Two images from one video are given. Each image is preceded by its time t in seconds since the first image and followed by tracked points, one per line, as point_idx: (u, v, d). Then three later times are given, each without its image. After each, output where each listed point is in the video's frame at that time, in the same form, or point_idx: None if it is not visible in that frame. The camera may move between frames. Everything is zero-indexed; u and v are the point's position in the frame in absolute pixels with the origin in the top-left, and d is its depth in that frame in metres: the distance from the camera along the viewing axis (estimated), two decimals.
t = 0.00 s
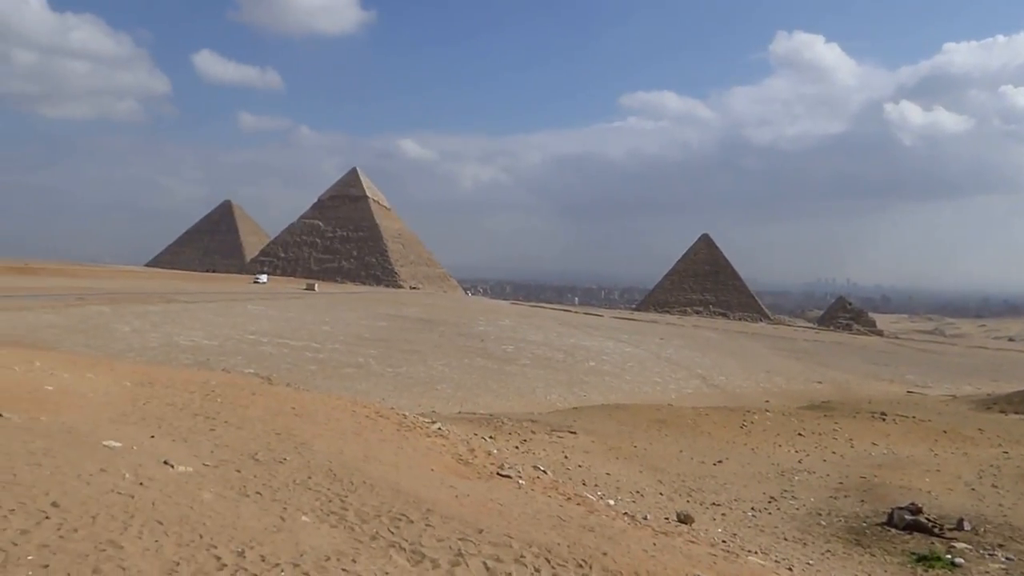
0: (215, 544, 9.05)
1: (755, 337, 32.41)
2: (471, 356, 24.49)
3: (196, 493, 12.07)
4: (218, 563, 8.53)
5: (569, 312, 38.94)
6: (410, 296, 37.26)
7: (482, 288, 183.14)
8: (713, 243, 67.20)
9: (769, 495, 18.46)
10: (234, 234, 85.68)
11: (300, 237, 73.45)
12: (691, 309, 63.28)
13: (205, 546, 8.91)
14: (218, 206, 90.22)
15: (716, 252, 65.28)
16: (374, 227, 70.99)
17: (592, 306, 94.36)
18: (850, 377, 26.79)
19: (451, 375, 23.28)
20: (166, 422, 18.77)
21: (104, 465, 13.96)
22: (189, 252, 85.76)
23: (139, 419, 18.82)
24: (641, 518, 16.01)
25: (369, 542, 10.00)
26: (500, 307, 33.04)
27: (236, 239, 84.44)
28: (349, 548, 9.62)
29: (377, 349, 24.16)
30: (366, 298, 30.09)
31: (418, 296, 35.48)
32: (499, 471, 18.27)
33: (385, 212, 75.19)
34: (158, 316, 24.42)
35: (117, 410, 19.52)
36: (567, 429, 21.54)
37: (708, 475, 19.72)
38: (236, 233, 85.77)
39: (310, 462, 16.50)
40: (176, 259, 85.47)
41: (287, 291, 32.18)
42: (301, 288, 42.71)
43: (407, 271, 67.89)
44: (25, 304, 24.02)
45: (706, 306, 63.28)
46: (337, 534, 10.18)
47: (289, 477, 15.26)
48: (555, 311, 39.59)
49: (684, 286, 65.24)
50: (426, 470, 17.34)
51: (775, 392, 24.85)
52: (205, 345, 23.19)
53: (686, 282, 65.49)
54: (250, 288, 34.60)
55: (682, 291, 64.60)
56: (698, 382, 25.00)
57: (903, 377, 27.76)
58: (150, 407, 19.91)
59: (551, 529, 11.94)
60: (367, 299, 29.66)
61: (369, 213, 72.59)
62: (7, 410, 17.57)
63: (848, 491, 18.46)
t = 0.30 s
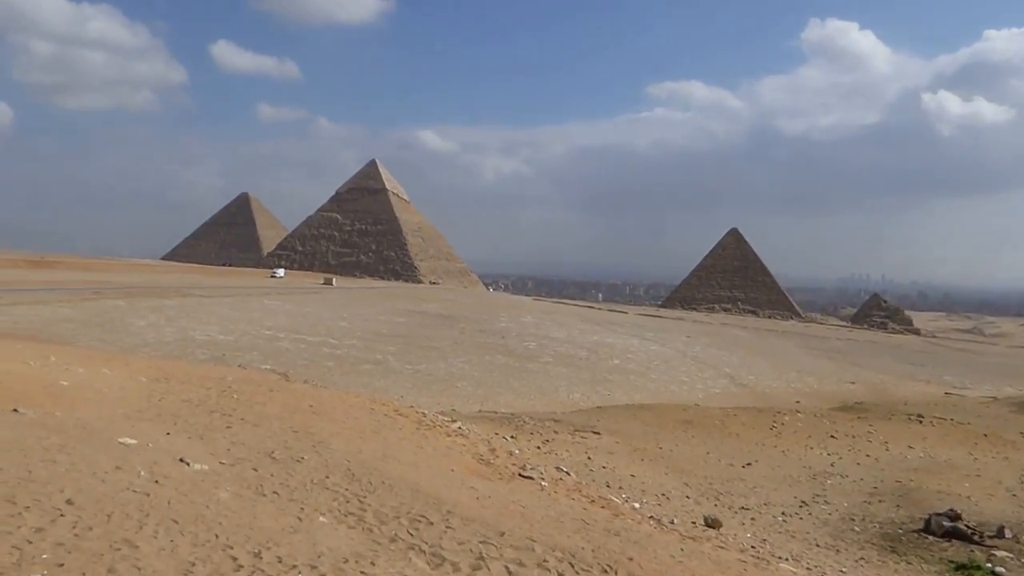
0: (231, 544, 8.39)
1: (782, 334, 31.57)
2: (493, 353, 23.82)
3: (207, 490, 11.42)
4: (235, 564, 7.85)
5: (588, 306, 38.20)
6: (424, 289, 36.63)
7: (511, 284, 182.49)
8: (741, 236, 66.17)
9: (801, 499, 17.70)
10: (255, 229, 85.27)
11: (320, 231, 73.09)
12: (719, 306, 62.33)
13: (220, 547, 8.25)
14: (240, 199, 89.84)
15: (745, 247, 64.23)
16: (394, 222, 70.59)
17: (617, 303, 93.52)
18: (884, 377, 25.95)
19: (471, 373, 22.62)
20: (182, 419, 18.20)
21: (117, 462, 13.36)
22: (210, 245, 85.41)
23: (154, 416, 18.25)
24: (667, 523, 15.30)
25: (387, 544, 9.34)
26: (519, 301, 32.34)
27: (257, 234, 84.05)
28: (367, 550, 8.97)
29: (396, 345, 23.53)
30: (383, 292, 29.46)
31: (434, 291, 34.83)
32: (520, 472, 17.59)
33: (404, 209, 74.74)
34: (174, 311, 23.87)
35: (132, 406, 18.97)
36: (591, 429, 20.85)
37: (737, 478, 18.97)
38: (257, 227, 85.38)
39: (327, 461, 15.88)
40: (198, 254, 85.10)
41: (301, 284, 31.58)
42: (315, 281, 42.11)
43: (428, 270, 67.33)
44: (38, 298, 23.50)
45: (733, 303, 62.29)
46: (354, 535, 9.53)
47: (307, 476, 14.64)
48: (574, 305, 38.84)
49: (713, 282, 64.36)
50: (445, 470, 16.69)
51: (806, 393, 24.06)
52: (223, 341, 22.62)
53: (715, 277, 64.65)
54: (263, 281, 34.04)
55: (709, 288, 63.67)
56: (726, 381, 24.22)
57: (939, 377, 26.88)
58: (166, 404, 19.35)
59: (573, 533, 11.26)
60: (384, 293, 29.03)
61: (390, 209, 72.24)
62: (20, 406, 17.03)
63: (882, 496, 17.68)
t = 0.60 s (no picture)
0: (243, 567, 6.66)
1: (833, 340, 29.60)
2: (527, 358, 22.03)
3: (215, 504, 9.74)
4: None
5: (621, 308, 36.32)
6: (449, 290, 34.89)
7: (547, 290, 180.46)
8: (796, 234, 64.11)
9: (861, 521, 15.78)
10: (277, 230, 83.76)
11: (346, 231, 71.76)
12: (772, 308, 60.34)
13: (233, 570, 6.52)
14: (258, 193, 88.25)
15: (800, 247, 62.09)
16: (419, 215, 68.83)
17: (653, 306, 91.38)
18: (950, 388, 23.93)
19: (503, 382, 20.84)
20: (191, 430, 16.52)
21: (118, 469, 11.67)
22: (231, 244, 83.87)
23: (160, 426, 16.56)
24: (715, 546, 13.42)
25: (414, 568, 7.59)
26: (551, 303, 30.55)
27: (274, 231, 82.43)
28: None
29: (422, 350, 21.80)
30: (407, 293, 27.73)
31: (459, 291, 33.04)
32: (555, 488, 15.79)
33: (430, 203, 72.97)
34: (184, 312, 22.23)
35: (137, 416, 17.31)
36: (631, 443, 19.01)
37: (791, 497, 17.07)
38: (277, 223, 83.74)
39: (347, 475, 14.12)
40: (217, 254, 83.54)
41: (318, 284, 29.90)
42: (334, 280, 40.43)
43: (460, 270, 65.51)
44: (38, 298, 21.93)
45: (788, 304, 60.27)
46: (376, 558, 7.79)
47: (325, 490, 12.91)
48: (609, 306, 36.93)
49: (763, 283, 62.11)
50: (473, 487, 14.91)
51: (866, 404, 22.10)
52: (236, 346, 20.95)
53: (767, 278, 62.45)
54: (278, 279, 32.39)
55: (762, 289, 61.63)
56: (779, 391, 22.30)
57: (1009, 388, 24.82)
58: (174, 414, 17.68)
59: (616, 556, 9.47)
60: (408, 294, 27.31)
61: (415, 203, 70.56)
62: (17, 415, 15.37)
63: (952, 518, 15.73)
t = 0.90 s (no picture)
0: None
1: (902, 353, 26.93)
2: (569, 373, 19.50)
3: (227, 542, 7.29)
4: None
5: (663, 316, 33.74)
6: (476, 296, 32.39)
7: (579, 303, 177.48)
8: (876, 235, 61.29)
9: (951, 560, 13.08)
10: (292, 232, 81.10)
11: (366, 229, 69.13)
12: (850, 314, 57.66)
13: None
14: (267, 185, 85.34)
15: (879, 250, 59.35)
16: (446, 212, 66.15)
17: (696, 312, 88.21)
18: None
19: (544, 400, 18.29)
20: (191, 455, 13.96)
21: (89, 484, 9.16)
22: (243, 242, 81.02)
23: (155, 451, 14.03)
24: None
25: None
26: (590, 311, 27.99)
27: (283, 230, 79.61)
28: None
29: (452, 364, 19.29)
30: (434, 299, 25.24)
31: (488, 298, 30.54)
32: (602, 521, 13.20)
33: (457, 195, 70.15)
34: (182, 321, 19.80)
35: (129, 438, 14.79)
36: (689, 470, 16.39)
37: (870, 532, 14.40)
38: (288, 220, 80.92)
39: (368, 505, 11.52)
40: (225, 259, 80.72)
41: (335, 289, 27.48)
42: (354, 285, 38.04)
43: (497, 273, 62.75)
44: (19, 304, 19.58)
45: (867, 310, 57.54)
46: None
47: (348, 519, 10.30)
48: (650, 315, 34.36)
49: (840, 289, 59.47)
50: (509, 520, 12.29)
51: (957, 427, 19.40)
52: (242, 359, 18.49)
53: (843, 283, 59.78)
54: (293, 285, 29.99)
55: (837, 297, 59.05)
56: (856, 412, 19.65)
57: None
58: (171, 436, 15.13)
59: None
60: (435, 301, 24.82)
61: (443, 197, 67.87)
62: None
63: None
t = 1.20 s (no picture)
0: None
1: (980, 369, 23.90)
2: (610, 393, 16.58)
3: None
4: None
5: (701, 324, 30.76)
6: (494, 302, 29.45)
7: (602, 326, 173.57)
8: (969, 232, 56.95)
9: None
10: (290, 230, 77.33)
11: (376, 225, 65.66)
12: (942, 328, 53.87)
13: None
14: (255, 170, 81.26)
15: (977, 255, 55.33)
16: (464, 206, 62.60)
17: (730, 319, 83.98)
18: None
19: (583, 427, 15.41)
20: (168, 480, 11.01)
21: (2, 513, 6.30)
22: (236, 234, 76.87)
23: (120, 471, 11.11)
24: None
25: None
26: (624, 320, 25.05)
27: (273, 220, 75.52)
28: None
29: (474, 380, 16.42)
30: (449, 309, 22.36)
31: (508, 305, 27.60)
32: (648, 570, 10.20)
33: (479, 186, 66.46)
34: (159, 333, 16.99)
35: (87, 458, 11.92)
36: (752, 509, 13.37)
37: None
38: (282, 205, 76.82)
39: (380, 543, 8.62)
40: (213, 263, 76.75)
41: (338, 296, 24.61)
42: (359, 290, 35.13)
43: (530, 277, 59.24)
44: None
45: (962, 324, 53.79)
46: None
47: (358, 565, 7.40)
48: (685, 323, 31.38)
49: (927, 296, 55.54)
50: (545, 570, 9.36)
51: None
52: (227, 379, 15.68)
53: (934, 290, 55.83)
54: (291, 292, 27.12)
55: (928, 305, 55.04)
56: (950, 440, 16.69)
57: None
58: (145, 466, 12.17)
59: None
60: (451, 310, 21.95)
61: (461, 189, 64.29)
62: None
63: None
